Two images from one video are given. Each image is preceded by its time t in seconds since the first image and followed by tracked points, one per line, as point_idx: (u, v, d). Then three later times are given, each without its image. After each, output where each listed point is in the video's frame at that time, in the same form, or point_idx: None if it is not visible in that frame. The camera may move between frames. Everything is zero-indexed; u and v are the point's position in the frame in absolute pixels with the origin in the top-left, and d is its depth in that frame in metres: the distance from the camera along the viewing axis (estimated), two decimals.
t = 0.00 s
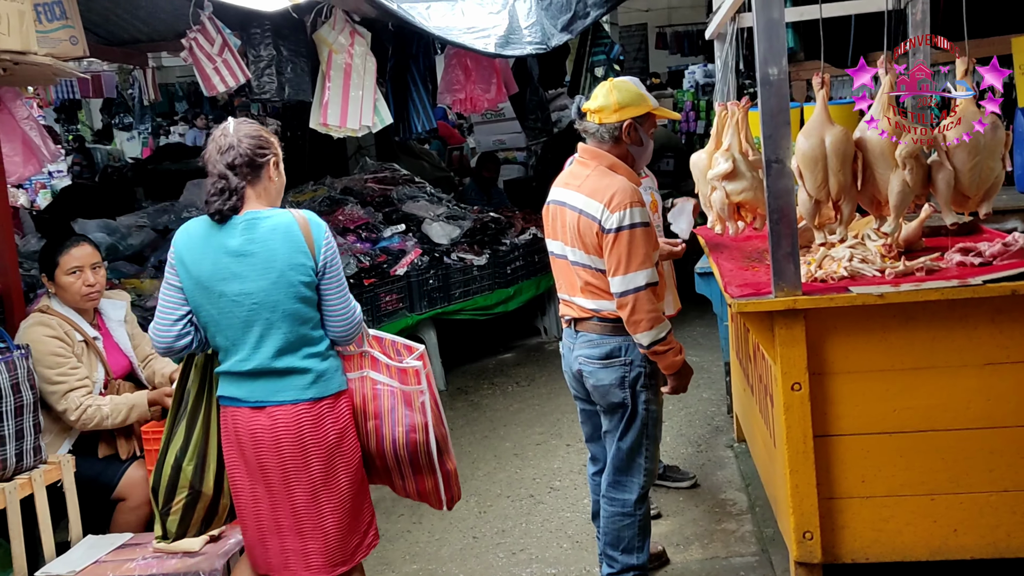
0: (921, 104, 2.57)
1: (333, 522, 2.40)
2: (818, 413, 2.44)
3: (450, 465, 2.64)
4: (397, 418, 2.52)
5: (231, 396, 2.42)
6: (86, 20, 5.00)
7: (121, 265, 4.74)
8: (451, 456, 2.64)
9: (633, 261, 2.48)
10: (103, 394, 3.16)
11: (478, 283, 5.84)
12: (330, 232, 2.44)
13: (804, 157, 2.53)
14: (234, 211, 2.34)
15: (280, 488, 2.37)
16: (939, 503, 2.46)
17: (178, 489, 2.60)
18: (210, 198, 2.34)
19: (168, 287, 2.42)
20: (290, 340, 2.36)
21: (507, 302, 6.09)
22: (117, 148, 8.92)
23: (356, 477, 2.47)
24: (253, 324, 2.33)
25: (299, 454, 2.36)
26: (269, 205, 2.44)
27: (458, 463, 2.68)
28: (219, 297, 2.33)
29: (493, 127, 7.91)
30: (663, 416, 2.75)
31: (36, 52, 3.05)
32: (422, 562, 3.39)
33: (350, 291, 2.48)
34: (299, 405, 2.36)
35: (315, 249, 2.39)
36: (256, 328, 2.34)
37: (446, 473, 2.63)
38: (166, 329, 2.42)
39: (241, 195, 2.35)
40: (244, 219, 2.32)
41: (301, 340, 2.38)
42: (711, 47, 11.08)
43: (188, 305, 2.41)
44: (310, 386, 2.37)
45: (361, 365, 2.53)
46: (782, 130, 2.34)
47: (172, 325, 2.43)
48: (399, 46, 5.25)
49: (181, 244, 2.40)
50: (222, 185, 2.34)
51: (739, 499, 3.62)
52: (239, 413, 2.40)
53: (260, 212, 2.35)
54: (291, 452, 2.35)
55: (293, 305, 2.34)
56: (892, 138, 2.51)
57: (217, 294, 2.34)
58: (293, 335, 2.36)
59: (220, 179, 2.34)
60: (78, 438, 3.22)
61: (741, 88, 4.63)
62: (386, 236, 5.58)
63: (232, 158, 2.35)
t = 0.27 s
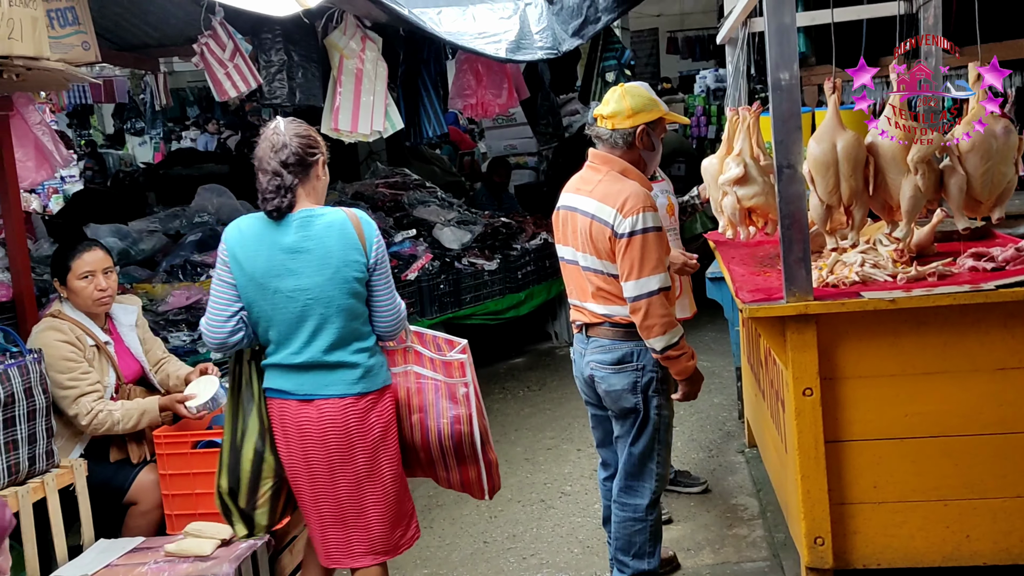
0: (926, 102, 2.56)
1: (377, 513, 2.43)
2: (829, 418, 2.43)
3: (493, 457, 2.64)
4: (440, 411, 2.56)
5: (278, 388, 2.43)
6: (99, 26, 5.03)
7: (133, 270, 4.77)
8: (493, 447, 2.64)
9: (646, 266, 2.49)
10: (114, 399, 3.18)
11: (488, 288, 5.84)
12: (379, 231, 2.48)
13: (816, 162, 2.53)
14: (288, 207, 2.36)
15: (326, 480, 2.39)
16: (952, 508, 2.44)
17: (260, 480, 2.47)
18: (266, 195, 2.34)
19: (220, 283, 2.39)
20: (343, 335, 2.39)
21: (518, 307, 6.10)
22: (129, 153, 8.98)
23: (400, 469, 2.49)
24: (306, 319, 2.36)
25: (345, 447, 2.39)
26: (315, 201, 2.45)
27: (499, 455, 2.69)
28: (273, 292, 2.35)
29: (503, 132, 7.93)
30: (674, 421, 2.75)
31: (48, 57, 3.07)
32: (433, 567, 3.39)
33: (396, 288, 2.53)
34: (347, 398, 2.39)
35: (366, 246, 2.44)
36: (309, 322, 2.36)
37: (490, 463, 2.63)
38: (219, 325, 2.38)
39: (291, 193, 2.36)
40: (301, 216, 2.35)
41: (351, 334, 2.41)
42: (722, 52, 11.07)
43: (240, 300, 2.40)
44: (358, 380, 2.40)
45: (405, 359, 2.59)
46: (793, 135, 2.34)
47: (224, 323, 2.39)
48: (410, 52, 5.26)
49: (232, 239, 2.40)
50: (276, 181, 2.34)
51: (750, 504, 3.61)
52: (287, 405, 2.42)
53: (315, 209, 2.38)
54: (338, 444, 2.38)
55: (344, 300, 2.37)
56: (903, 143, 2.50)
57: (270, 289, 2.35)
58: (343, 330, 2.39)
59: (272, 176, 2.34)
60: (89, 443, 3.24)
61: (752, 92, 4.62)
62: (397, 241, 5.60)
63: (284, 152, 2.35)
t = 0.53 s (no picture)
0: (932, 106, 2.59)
1: (415, 506, 2.55)
2: (842, 422, 2.43)
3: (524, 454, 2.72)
4: (473, 408, 2.65)
5: (322, 386, 2.54)
6: (115, 33, 5.09)
7: (149, 274, 4.80)
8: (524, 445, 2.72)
9: (659, 269, 2.49)
10: (130, 402, 3.21)
11: (501, 292, 5.82)
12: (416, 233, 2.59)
13: (829, 167, 2.53)
14: (332, 213, 2.46)
15: (367, 473, 2.51)
16: (966, 513, 2.44)
17: (326, 472, 2.53)
18: (310, 202, 2.45)
19: (268, 286, 2.49)
20: (385, 333, 2.51)
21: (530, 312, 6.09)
22: (143, 158, 9.06)
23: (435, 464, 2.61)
24: (351, 318, 2.47)
25: (385, 443, 2.50)
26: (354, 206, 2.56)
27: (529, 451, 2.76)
28: (319, 293, 2.46)
29: (515, 137, 7.96)
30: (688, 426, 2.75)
31: (66, 64, 3.11)
32: (445, 571, 3.40)
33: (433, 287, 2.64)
34: (389, 395, 2.50)
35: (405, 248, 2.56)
36: (353, 321, 2.47)
37: (521, 461, 2.70)
38: (269, 327, 2.49)
39: (333, 199, 2.46)
40: (345, 219, 2.47)
41: (393, 332, 2.53)
42: (734, 57, 11.06)
43: (286, 302, 2.49)
44: (399, 378, 2.51)
45: (441, 357, 2.69)
46: (806, 140, 2.34)
47: (274, 324, 2.50)
48: (423, 57, 5.28)
49: (278, 242, 2.49)
50: (319, 188, 2.44)
51: (763, 509, 3.60)
52: (330, 402, 2.52)
53: (357, 214, 2.49)
54: (379, 439, 2.49)
55: (387, 300, 2.49)
56: (916, 148, 2.50)
57: (316, 290, 2.46)
58: (385, 329, 2.50)
59: (315, 184, 2.45)
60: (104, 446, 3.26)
61: (764, 97, 4.63)
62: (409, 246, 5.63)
63: (326, 159, 2.46)
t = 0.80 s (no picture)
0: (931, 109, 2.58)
1: (448, 502, 2.59)
2: (856, 429, 2.42)
3: (548, 455, 2.76)
4: (499, 409, 2.69)
5: (357, 386, 2.61)
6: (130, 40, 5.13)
7: (163, 279, 4.83)
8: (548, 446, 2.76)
9: (670, 274, 2.49)
10: (144, 407, 3.22)
11: (512, 297, 5.81)
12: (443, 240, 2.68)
13: (842, 172, 2.52)
14: (363, 225, 2.54)
15: (400, 469, 2.57)
16: (982, 520, 2.43)
17: (359, 473, 2.59)
18: (343, 216, 2.52)
19: (304, 292, 2.58)
20: (418, 335, 2.57)
21: (541, 317, 6.05)
22: (156, 163, 9.12)
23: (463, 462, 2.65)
24: (384, 321, 2.54)
25: (417, 440, 2.56)
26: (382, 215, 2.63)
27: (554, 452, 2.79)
28: (352, 299, 2.53)
29: (527, 142, 7.98)
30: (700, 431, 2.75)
31: (83, 71, 3.14)
32: None
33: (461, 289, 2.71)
34: (420, 395, 2.56)
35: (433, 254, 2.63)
36: (386, 324, 2.54)
37: (543, 462, 2.74)
38: (310, 332, 2.55)
39: (364, 212, 2.53)
40: (375, 230, 2.54)
41: (425, 334, 2.59)
42: (745, 61, 11.05)
43: (323, 309, 2.56)
44: (431, 378, 2.57)
45: (469, 357, 2.73)
46: (819, 145, 2.33)
47: (315, 330, 2.56)
48: (436, 64, 5.28)
49: (313, 252, 2.58)
50: (351, 202, 2.52)
51: (776, 515, 3.59)
52: (364, 401, 2.60)
53: (386, 223, 2.57)
54: (413, 436, 2.56)
55: (418, 303, 2.56)
56: (930, 153, 2.49)
57: (349, 296, 2.54)
58: (417, 331, 2.57)
59: (347, 198, 2.52)
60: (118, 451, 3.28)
61: (775, 101, 4.63)
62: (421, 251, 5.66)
63: (356, 174, 2.53)
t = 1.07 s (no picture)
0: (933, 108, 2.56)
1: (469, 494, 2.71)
2: (869, 437, 2.40)
3: (567, 449, 2.81)
4: (515, 405, 2.74)
5: (384, 384, 2.74)
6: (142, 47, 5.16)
7: (175, 284, 4.85)
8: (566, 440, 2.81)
9: (680, 281, 2.49)
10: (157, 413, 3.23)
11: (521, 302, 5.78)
12: (459, 241, 2.75)
13: (854, 178, 2.51)
14: (380, 231, 2.64)
15: (421, 464, 2.69)
16: (995, 528, 2.41)
17: (379, 470, 2.70)
18: (360, 222, 2.61)
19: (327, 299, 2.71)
20: (438, 335, 2.67)
21: (550, 322, 6.01)
22: (168, 168, 9.16)
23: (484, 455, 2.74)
24: (405, 324, 2.65)
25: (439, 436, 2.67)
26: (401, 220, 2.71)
27: (574, 445, 2.84)
28: (374, 304, 2.65)
29: (536, 146, 7.99)
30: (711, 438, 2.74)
31: (96, 79, 3.16)
32: None
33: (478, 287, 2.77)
34: (442, 393, 2.67)
35: (450, 254, 2.71)
36: (406, 327, 2.65)
37: (561, 455, 2.81)
38: (338, 336, 2.67)
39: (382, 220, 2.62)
40: (391, 235, 2.64)
41: (444, 334, 2.69)
42: (755, 64, 11.03)
43: (348, 313, 2.69)
44: (451, 377, 2.67)
45: (489, 355, 2.79)
46: (831, 151, 2.32)
47: (342, 334, 2.68)
48: (446, 69, 5.32)
49: (336, 260, 2.70)
50: (369, 210, 2.61)
51: (788, 522, 3.58)
52: (390, 398, 2.72)
53: (402, 229, 2.67)
54: (433, 432, 2.67)
55: (437, 305, 2.66)
56: (943, 159, 2.48)
57: (371, 301, 2.65)
58: (437, 332, 2.67)
59: (365, 206, 2.61)
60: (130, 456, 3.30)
61: (786, 106, 4.61)
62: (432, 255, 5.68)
63: (374, 183, 2.61)
